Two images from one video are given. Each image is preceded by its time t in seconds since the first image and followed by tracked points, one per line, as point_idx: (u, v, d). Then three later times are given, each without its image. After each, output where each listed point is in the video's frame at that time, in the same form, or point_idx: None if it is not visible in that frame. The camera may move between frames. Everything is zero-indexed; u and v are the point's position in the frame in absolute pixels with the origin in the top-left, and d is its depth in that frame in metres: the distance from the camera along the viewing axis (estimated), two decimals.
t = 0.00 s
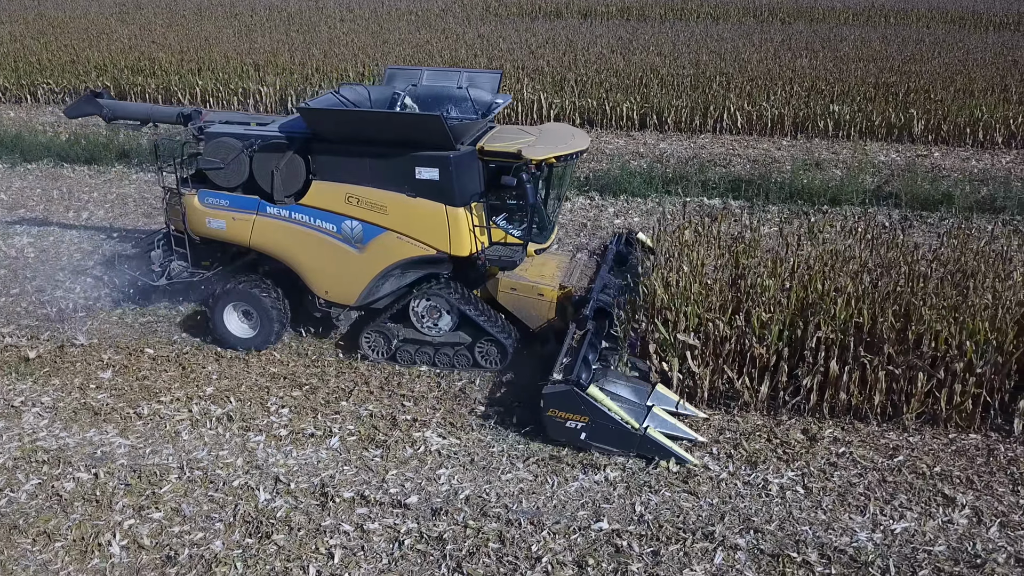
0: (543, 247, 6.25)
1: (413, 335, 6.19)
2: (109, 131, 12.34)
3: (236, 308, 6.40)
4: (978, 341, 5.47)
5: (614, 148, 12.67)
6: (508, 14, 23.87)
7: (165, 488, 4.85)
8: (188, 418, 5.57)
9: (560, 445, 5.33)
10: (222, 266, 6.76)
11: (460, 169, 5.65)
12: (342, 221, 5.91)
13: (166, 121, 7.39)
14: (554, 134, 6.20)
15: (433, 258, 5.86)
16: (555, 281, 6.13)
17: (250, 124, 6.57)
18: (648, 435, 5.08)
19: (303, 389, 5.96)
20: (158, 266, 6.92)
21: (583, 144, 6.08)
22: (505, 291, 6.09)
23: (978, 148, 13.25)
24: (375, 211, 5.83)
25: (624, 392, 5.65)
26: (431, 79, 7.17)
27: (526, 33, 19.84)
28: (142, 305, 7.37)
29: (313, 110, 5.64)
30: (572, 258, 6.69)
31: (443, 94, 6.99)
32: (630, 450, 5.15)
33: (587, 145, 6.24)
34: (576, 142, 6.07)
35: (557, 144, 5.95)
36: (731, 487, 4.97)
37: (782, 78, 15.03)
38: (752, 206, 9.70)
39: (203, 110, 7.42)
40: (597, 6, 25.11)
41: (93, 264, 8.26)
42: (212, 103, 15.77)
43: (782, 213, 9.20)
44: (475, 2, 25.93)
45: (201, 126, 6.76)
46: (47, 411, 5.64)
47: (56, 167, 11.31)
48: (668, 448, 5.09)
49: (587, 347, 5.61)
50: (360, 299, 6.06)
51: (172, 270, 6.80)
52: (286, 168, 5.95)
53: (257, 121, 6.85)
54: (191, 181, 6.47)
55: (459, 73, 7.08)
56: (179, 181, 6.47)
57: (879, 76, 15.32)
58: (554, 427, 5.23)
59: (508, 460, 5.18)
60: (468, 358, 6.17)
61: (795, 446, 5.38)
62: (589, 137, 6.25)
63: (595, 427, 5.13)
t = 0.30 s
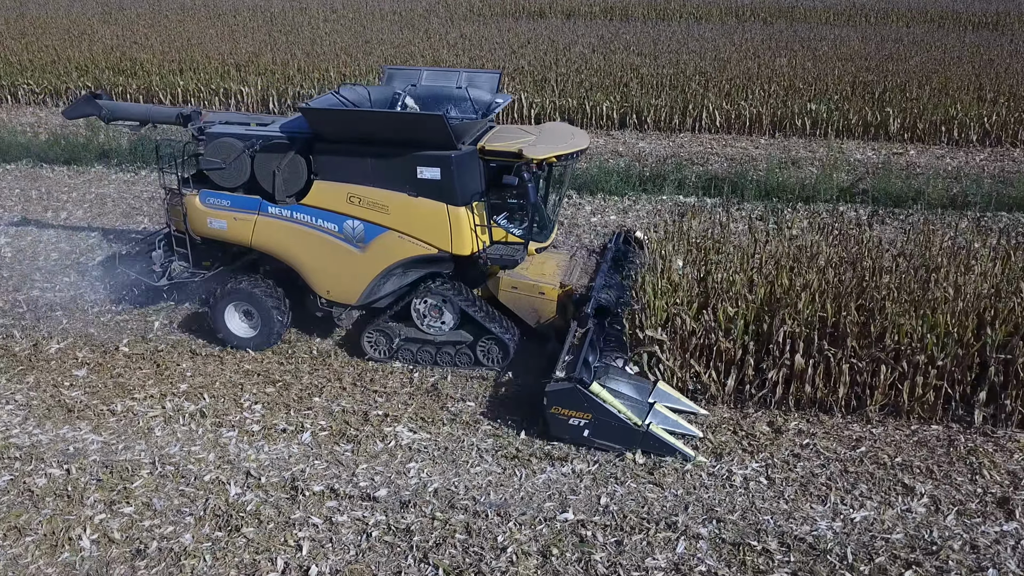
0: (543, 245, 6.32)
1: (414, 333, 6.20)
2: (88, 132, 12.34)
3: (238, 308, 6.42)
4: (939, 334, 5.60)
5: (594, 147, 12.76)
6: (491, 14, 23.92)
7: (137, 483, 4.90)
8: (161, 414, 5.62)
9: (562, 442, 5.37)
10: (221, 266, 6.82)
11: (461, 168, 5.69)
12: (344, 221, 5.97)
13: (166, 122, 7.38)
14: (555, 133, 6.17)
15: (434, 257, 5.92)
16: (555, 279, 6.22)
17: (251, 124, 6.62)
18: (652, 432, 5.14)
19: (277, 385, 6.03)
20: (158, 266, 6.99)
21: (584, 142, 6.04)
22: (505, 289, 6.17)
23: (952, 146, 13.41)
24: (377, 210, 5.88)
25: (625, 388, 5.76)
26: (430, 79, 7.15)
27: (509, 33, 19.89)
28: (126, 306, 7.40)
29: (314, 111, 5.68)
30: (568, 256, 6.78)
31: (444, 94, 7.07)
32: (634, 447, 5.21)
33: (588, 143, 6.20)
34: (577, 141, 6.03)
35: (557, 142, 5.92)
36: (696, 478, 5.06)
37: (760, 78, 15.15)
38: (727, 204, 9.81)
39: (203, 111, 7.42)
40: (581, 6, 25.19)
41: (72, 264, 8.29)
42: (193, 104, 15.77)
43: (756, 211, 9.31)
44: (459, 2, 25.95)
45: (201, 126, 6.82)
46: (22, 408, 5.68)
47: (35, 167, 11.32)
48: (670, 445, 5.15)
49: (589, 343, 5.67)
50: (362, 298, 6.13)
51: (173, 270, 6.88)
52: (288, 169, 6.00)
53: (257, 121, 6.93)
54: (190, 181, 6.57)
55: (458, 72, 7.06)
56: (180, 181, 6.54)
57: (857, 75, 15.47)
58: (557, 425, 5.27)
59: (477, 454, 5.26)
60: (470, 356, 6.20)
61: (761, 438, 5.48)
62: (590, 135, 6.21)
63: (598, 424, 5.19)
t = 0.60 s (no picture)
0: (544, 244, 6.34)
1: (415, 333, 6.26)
2: (66, 133, 12.34)
3: (238, 307, 6.46)
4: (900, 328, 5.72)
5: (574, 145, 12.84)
6: (475, 14, 23.97)
7: (107, 479, 4.94)
8: (134, 411, 5.66)
9: (565, 440, 5.42)
10: (221, 266, 6.83)
11: (462, 168, 5.72)
12: (346, 221, 5.99)
13: (164, 122, 7.36)
14: (555, 132, 6.26)
15: (436, 257, 5.96)
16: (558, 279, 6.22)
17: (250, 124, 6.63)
18: (655, 428, 5.21)
19: (250, 381, 6.08)
20: (158, 266, 6.98)
21: (584, 142, 6.14)
22: (505, 288, 6.17)
23: (927, 144, 13.56)
24: (378, 210, 5.90)
25: (626, 386, 5.73)
26: (429, 79, 7.13)
27: (492, 33, 19.96)
28: (103, 305, 7.42)
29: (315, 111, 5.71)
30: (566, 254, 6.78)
31: (443, 94, 7.03)
32: (636, 443, 5.27)
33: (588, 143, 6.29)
34: (577, 141, 6.12)
35: (557, 142, 6.01)
36: (661, 469, 5.15)
37: (740, 77, 15.26)
38: (703, 203, 9.91)
39: (201, 111, 7.39)
40: (564, 6, 25.27)
41: (50, 264, 8.30)
42: (174, 104, 15.77)
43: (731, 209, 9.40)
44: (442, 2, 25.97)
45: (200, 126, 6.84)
46: None
47: (13, 167, 11.32)
48: (672, 441, 5.23)
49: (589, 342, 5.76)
50: (364, 297, 6.16)
51: (173, 270, 6.88)
52: (290, 169, 6.02)
53: (257, 121, 6.95)
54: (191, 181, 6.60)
55: (457, 73, 7.05)
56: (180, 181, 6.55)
57: (835, 74, 15.61)
58: (561, 423, 5.32)
59: (446, 448, 5.33)
60: (471, 355, 6.27)
61: (726, 431, 5.58)
62: (589, 135, 6.31)
63: (601, 421, 5.24)
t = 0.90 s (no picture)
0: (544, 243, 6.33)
1: (417, 332, 6.29)
2: (45, 133, 12.32)
3: (239, 308, 6.47)
4: (865, 323, 5.78)
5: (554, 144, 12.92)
6: (458, 14, 24.02)
7: (77, 476, 4.98)
8: (105, 409, 5.70)
9: (570, 438, 5.46)
10: (221, 266, 6.85)
11: (464, 167, 5.77)
12: (347, 220, 6.01)
13: (161, 122, 7.38)
14: (555, 132, 6.31)
15: (438, 256, 6.00)
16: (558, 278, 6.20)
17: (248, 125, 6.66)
18: (658, 426, 5.25)
19: (223, 378, 6.13)
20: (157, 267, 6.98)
21: (585, 141, 6.18)
22: (506, 288, 6.15)
23: (903, 143, 13.69)
24: (380, 209, 5.93)
25: (629, 383, 5.77)
26: (427, 79, 7.16)
27: (474, 33, 20.02)
28: (79, 304, 7.45)
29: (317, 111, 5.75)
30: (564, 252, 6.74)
31: (442, 94, 7.06)
32: (640, 440, 5.32)
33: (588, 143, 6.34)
34: (577, 141, 6.15)
35: (557, 141, 6.06)
36: (627, 463, 5.22)
37: (721, 76, 15.37)
38: (678, 203, 10.01)
39: (199, 111, 7.41)
40: (546, 6, 25.34)
41: (26, 264, 8.32)
42: (155, 104, 15.76)
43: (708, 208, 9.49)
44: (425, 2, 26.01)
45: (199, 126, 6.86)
46: None
47: None
48: (675, 437, 5.27)
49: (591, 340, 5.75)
50: (365, 297, 6.18)
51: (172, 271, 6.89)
52: (291, 168, 6.06)
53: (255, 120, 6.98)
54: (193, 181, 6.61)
55: (455, 73, 7.08)
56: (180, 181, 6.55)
57: (814, 73, 15.73)
58: (564, 420, 5.36)
59: (415, 443, 5.39)
60: (473, 354, 6.30)
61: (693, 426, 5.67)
62: (589, 134, 6.36)
63: (605, 419, 5.28)
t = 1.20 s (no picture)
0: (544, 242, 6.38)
1: (418, 332, 6.32)
2: (22, 133, 12.29)
3: (239, 310, 6.47)
4: (830, 318, 5.85)
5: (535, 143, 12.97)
6: (442, 14, 24.02)
7: (46, 473, 5.00)
8: (76, 408, 5.72)
9: (573, 436, 5.50)
10: (221, 267, 6.85)
11: (465, 167, 5.83)
12: (348, 221, 6.05)
13: (157, 123, 7.36)
14: (554, 132, 6.34)
15: (438, 256, 6.04)
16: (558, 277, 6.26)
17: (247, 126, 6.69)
18: (661, 423, 5.30)
19: (196, 376, 6.17)
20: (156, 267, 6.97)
21: (583, 141, 6.21)
22: (506, 287, 6.21)
23: (881, 141, 13.78)
24: (382, 209, 5.97)
25: (631, 381, 5.78)
26: (426, 80, 7.19)
27: (458, 32, 20.05)
28: (51, 304, 7.46)
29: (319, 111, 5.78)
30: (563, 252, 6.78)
31: (440, 94, 7.08)
32: (642, 438, 5.37)
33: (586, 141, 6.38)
34: (576, 140, 6.19)
35: (557, 141, 6.10)
36: (594, 457, 5.29)
37: (702, 76, 15.45)
38: (655, 202, 10.07)
39: (195, 112, 7.40)
40: (529, 6, 25.36)
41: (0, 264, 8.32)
42: (135, 104, 15.73)
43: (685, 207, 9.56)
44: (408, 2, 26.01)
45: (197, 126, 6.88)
46: None
47: None
48: (677, 434, 5.31)
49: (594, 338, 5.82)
50: (366, 296, 6.21)
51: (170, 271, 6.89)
52: (292, 169, 6.10)
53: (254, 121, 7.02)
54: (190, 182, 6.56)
55: (454, 73, 7.11)
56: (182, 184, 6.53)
57: (794, 72, 15.83)
58: (567, 418, 5.41)
59: (385, 440, 5.43)
60: (474, 353, 6.33)
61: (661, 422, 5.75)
62: (587, 133, 6.39)
63: (608, 417, 5.33)
